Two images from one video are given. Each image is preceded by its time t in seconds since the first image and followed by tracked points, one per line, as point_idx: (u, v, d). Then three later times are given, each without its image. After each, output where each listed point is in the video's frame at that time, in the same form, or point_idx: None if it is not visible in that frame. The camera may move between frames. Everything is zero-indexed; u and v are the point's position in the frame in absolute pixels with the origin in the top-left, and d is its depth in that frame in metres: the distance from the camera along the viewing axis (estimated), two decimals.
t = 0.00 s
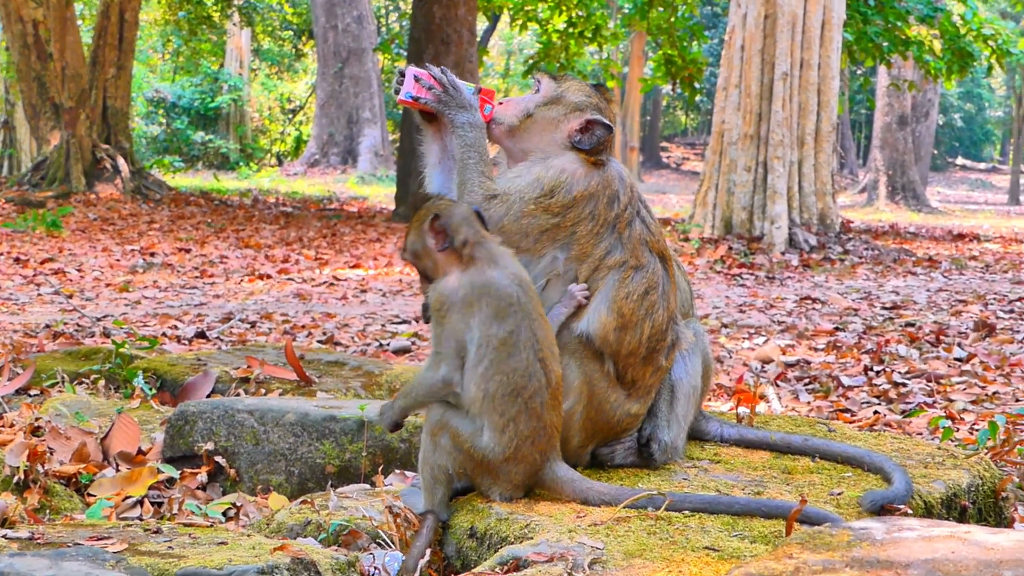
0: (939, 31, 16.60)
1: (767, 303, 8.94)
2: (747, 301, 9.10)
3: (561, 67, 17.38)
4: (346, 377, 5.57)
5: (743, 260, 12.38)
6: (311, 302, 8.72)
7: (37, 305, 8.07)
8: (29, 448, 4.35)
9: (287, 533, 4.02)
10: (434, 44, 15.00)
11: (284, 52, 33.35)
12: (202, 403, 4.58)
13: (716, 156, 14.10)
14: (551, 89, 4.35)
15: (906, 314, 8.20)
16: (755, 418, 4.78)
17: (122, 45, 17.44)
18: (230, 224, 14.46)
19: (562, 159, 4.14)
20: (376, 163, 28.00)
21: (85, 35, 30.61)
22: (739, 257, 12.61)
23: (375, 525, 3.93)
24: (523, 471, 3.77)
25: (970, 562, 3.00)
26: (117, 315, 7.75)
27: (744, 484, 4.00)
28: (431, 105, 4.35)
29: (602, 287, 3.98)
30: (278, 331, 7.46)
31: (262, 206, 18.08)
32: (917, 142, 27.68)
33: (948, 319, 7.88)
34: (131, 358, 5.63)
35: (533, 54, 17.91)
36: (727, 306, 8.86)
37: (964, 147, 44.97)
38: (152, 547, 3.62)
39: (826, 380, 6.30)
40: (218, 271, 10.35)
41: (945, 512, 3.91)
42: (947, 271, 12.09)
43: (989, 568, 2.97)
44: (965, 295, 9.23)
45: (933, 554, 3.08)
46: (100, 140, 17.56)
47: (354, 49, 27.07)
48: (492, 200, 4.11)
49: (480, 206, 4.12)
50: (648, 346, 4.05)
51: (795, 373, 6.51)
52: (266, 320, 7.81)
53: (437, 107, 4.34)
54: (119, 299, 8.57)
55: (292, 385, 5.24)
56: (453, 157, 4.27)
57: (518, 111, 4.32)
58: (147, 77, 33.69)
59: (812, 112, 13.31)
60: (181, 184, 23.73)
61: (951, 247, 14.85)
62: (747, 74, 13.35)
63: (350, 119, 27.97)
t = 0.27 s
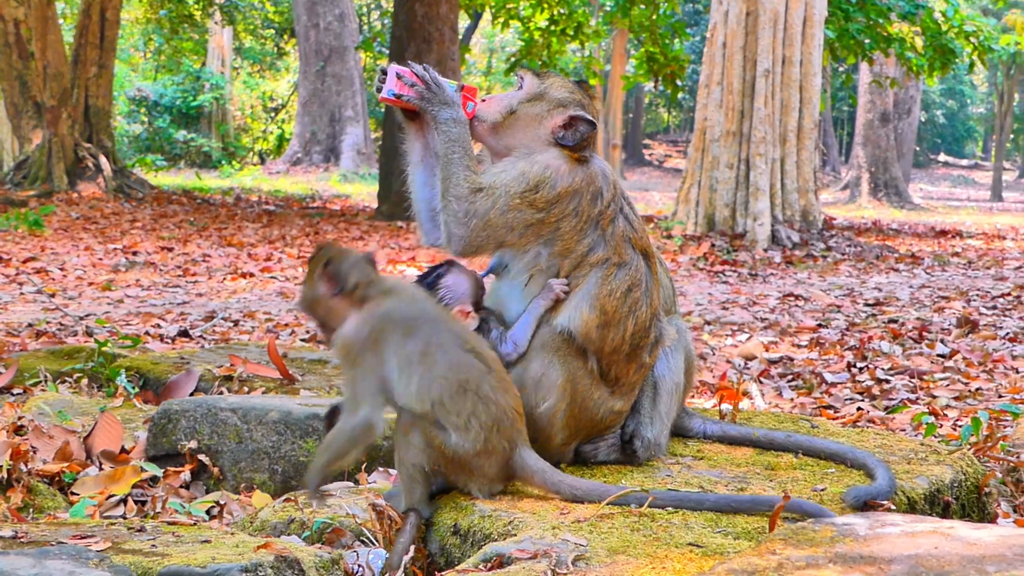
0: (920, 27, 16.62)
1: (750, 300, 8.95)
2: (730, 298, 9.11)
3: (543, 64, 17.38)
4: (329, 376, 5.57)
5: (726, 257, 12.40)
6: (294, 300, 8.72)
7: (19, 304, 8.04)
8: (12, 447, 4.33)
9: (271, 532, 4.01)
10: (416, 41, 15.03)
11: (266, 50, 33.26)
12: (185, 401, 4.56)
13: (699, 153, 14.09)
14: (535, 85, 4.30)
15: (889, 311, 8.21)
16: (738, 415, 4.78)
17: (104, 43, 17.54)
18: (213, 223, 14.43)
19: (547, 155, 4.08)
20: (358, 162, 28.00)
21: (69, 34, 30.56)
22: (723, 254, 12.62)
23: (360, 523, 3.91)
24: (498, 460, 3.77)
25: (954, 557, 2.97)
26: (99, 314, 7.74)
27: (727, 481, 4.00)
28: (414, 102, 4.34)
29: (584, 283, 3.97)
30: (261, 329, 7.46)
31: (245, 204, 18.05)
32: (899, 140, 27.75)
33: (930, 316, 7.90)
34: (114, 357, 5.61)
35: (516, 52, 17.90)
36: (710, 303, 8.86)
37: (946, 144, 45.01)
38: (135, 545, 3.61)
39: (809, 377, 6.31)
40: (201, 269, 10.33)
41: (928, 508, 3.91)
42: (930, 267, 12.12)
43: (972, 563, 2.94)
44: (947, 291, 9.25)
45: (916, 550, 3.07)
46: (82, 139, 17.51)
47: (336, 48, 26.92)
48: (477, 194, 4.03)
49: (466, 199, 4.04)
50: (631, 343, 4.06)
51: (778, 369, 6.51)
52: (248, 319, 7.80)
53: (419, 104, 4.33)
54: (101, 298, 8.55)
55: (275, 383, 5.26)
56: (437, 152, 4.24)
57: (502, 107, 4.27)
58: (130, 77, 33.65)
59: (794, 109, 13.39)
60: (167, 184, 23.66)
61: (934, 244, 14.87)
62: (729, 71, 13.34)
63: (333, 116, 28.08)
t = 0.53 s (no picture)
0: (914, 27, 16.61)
1: (745, 299, 8.95)
2: (726, 297, 9.11)
3: (538, 64, 17.38)
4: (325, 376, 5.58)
5: (722, 257, 12.40)
6: (289, 301, 8.72)
7: (14, 304, 8.05)
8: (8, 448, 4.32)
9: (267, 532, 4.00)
10: (411, 41, 15.02)
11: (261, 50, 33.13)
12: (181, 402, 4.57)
13: (694, 153, 14.08)
14: (529, 85, 4.29)
15: (885, 310, 8.21)
16: (734, 415, 4.78)
17: (99, 43, 17.57)
18: (209, 223, 14.43)
19: (539, 154, 4.08)
20: (354, 162, 28.02)
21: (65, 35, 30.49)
22: (718, 254, 12.62)
23: (355, 524, 3.90)
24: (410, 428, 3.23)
25: (950, 557, 2.96)
26: (95, 314, 7.73)
27: (723, 481, 4.00)
28: (409, 100, 4.34)
29: (566, 283, 3.98)
30: (257, 329, 7.46)
31: (241, 205, 18.06)
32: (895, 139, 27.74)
33: (926, 315, 7.89)
34: (110, 357, 5.62)
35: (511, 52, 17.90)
36: (706, 302, 8.86)
37: (942, 144, 45.02)
38: (131, 546, 3.60)
39: (805, 376, 6.31)
40: (196, 270, 10.33)
41: (924, 508, 3.90)
42: (926, 266, 12.11)
43: (968, 563, 2.93)
44: (942, 290, 9.25)
45: (912, 550, 3.06)
46: (77, 139, 17.51)
47: (330, 47, 27.04)
48: (469, 192, 4.04)
49: (459, 197, 4.05)
50: (622, 342, 4.05)
51: (774, 369, 6.51)
52: (244, 319, 7.80)
53: (415, 102, 4.33)
54: (97, 298, 8.56)
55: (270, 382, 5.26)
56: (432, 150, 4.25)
57: (496, 106, 4.27)
58: (125, 78, 33.60)
59: (789, 109, 13.37)
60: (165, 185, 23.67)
61: (930, 243, 14.88)
62: (724, 71, 13.32)
63: (327, 117, 28.05)
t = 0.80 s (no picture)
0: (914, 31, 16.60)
1: (744, 303, 8.96)
2: (725, 301, 9.12)
3: (537, 67, 17.38)
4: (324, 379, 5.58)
5: (721, 260, 12.41)
6: (288, 303, 8.73)
7: (14, 306, 8.06)
8: (7, 450, 4.36)
9: (266, 535, 4.01)
10: (411, 44, 15.02)
11: (261, 53, 33.12)
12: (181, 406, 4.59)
13: (693, 156, 14.07)
14: (526, 91, 4.29)
15: (884, 314, 8.21)
16: (734, 419, 4.78)
17: (99, 46, 17.57)
18: (208, 225, 14.44)
19: (536, 159, 4.08)
20: (354, 165, 27.88)
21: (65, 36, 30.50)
22: (717, 257, 12.62)
23: (354, 528, 3.91)
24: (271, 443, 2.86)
25: (950, 564, 2.97)
26: (95, 316, 7.74)
27: (723, 486, 4.01)
28: (407, 106, 4.31)
29: (563, 287, 3.99)
30: (256, 332, 7.48)
31: (240, 207, 18.07)
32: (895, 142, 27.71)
33: (926, 319, 7.89)
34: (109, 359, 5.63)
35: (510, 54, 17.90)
36: (705, 306, 8.87)
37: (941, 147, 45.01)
38: (130, 549, 3.61)
39: (804, 380, 6.31)
40: (195, 272, 10.34)
41: (924, 513, 3.90)
42: (925, 270, 12.11)
43: (968, 571, 2.94)
44: (941, 295, 9.25)
45: (912, 556, 3.07)
46: (77, 141, 17.52)
47: (330, 50, 26.97)
48: (467, 197, 4.03)
49: (456, 202, 4.04)
50: (621, 345, 4.05)
51: (773, 373, 6.52)
52: (244, 321, 7.80)
53: (412, 108, 4.30)
54: (96, 300, 8.57)
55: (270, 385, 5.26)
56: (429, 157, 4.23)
57: (493, 112, 4.27)
58: (125, 79, 33.63)
59: (788, 112, 13.39)
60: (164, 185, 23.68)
61: (929, 247, 14.88)
62: (724, 74, 13.32)
63: (326, 120, 28.08)
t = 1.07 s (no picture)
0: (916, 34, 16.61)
1: (746, 306, 8.95)
2: (726, 304, 9.12)
3: (538, 71, 17.39)
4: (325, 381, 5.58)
5: (722, 263, 12.41)
6: (290, 306, 8.72)
7: (15, 308, 8.06)
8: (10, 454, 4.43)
9: (268, 538, 4.01)
10: (412, 47, 15.04)
11: (262, 56, 33.06)
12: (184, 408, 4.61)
13: (695, 160, 14.07)
14: (529, 94, 4.29)
15: (885, 317, 8.21)
16: (736, 423, 4.78)
17: (101, 49, 17.57)
18: (209, 228, 14.44)
19: (541, 161, 4.08)
20: (355, 168, 27.79)
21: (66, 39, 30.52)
22: (718, 261, 12.62)
23: (357, 531, 3.90)
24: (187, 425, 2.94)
25: (952, 568, 2.97)
26: (96, 319, 7.75)
27: (725, 489, 4.01)
28: (410, 110, 4.33)
29: (567, 290, 3.98)
30: (258, 335, 7.47)
31: (241, 210, 18.07)
32: (896, 145, 27.70)
33: (927, 322, 7.89)
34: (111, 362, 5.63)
35: (512, 57, 17.91)
36: (706, 309, 8.87)
37: (942, 150, 45.03)
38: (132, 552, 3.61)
39: (805, 383, 6.30)
40: (197, 275, 10.35)
41: (926, 517, 3.90)
42: (926, 273, 12.11)
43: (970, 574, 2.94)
44: (943, 298, 9.25)
45: (914, 559, 3.08)
46: (79, 144, 17.53)
47: (331, 53, 27.07)
48: (471, 201, 4.05)
49: (460, 206, 4.05)
50: (624, 348, 4.05)
51: (775, 376, 6.52)
52: (245, 324, 7.80)
53: (416, 111, 4.32)
54: (98, 303, 8.57)
55: (272, 388, 5.25)
56: (433, 160, 4.24)
57: (496, 115, 4.27)
58: (126, 82, 33.65)
59: (790, 116, 13.37)
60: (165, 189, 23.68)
61: (930, 251, 14.88)
62: (725, 77, 13.33)
63: (328, 122, 28.14)
